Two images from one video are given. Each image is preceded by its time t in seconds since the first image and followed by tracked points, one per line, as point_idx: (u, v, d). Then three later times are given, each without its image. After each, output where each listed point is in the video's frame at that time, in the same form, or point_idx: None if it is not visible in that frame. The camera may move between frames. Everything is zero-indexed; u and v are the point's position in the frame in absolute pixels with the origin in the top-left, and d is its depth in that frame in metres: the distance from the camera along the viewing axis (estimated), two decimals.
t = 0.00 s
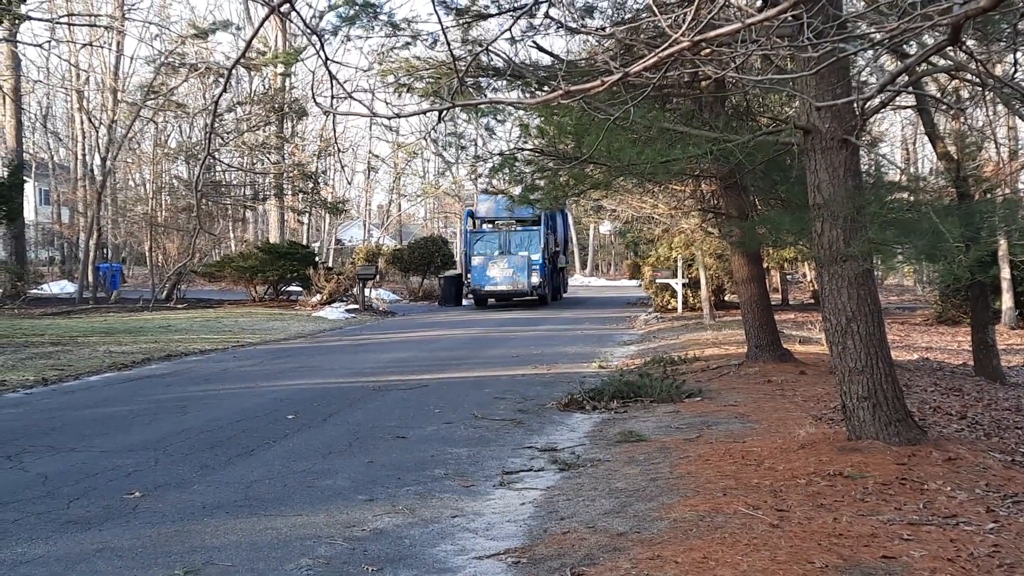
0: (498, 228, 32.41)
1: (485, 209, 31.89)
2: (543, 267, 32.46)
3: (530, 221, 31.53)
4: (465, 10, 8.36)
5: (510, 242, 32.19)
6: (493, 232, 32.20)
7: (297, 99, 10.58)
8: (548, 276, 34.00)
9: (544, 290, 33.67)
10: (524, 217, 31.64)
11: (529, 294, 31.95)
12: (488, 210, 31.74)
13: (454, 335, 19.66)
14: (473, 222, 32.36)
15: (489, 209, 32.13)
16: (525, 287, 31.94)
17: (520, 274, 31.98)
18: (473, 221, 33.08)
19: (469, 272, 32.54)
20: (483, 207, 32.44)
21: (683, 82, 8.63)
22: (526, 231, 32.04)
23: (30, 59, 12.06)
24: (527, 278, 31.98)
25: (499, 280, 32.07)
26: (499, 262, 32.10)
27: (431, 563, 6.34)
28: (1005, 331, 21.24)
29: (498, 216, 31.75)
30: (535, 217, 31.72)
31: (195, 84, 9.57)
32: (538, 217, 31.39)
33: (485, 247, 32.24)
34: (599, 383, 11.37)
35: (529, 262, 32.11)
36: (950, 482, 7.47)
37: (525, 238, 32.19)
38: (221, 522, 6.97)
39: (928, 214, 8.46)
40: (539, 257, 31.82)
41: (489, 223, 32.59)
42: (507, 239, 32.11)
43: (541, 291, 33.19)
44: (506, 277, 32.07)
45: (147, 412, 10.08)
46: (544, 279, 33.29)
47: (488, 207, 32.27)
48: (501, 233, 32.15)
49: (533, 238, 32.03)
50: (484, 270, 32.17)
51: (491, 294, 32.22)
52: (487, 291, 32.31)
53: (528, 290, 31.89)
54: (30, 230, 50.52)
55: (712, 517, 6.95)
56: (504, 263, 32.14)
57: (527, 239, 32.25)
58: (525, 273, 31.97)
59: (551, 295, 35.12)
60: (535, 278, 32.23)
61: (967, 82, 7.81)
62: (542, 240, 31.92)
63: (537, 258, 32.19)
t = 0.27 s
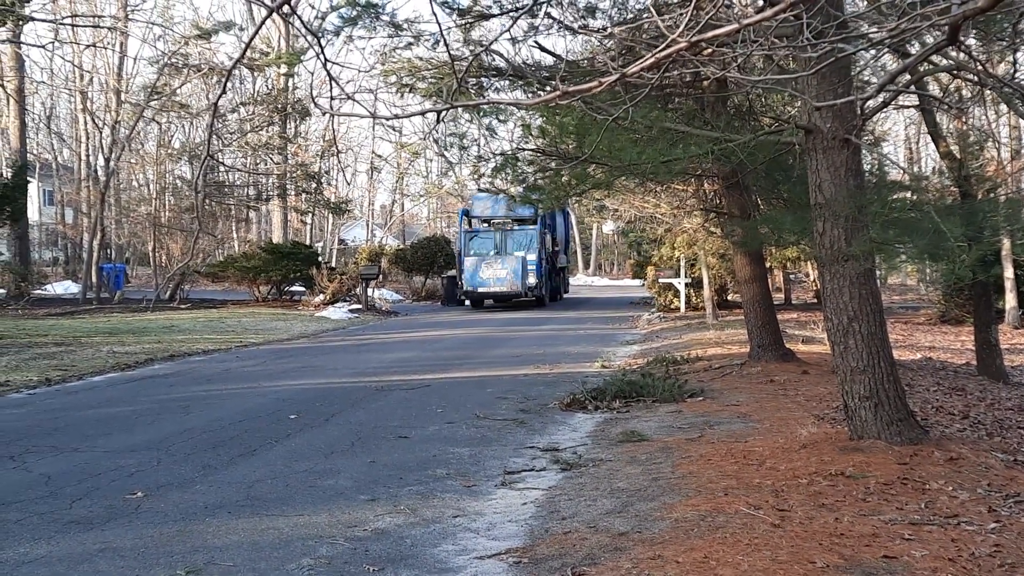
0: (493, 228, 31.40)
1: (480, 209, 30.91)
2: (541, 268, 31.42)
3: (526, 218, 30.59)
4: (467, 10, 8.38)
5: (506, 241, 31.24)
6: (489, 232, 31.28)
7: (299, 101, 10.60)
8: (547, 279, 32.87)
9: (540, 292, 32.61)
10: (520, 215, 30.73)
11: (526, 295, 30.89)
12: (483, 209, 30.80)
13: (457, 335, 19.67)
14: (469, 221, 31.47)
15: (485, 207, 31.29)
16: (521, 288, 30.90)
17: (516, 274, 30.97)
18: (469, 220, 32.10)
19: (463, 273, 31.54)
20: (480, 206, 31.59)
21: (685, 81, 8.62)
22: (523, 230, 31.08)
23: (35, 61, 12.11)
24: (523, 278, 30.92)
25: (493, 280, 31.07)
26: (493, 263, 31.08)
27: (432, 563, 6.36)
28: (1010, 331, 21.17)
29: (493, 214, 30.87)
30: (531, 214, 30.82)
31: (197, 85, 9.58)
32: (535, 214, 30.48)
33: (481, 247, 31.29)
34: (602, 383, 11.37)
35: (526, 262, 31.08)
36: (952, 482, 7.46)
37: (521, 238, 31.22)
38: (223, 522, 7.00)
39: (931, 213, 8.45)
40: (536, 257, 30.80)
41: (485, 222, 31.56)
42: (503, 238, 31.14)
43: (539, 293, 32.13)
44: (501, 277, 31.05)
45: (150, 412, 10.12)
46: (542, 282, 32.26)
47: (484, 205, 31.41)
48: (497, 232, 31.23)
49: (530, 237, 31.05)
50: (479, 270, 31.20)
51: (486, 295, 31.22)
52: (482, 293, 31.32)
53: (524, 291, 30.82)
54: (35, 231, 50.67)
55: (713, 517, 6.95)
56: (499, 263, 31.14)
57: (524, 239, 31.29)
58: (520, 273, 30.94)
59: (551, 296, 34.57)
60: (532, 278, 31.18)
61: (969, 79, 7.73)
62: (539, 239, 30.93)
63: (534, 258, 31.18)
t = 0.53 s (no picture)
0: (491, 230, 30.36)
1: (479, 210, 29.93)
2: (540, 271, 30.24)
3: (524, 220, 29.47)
4: (471, 14, 8.39)
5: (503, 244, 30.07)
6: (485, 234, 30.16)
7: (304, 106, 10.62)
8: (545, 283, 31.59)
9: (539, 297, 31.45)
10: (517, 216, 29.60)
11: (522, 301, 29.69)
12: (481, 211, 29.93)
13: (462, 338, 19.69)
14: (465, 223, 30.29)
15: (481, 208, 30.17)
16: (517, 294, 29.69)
17: (511, 278, 29.84)
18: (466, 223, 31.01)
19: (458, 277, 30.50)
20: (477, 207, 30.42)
21: (689, 85, 8.62)
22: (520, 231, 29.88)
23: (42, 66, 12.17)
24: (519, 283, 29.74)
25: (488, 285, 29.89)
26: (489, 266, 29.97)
27: (437, 566, 6.36)
28: (1015, 335, 21.11)
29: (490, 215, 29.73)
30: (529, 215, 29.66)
31: (202, 90, 9.60)
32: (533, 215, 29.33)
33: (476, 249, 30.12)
34: (606, 386, 11.36)
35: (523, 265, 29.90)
36: (957, 486, 7.44)
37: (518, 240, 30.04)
38: (228, 526, 7.01)
39: (936, 216, 8.42)
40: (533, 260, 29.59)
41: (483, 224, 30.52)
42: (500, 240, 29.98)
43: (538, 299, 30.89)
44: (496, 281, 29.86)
45: (155, 415, 10.14)
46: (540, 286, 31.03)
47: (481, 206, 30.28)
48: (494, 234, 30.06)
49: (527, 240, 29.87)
50: (473, 274, 29.99)
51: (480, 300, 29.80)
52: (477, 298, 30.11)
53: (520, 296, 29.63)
54: (42, 235, 50.86)
55: (718, 521, 6.95)
56: (495, 267, 29.97)
57: (521, 241, 30.13)
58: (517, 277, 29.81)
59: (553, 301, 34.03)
60: (530, 282, 29.98)
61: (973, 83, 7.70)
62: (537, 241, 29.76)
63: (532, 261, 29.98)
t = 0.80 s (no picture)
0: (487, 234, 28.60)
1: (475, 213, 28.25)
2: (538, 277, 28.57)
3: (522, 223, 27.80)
4: (475, 19, 8.38)
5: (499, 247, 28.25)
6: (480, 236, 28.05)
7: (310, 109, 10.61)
8: (542, 289, 29.88)
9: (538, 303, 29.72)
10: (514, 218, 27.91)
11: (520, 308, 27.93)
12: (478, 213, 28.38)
13: (464, 344, 19.65)
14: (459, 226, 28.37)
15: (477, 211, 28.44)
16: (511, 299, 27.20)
17: (506, 284, 27.65)
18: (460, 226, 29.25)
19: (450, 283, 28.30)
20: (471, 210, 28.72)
21: (694, 90, 8.63)
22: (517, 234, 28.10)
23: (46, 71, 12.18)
24: (516, 289, 27.90)
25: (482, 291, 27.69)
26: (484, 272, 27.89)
27: (441, 573, 6.33)
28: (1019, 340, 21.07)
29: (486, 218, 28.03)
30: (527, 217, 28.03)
31: (208, 94, 9.60)
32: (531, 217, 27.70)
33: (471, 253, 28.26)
34: (610, 392, 11.33)
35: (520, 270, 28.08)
36: (963, 492, 7.42)
37: (515, 243, 28.27)
38: (232, 531, 6.97)
39: (941, 222, 8.41)
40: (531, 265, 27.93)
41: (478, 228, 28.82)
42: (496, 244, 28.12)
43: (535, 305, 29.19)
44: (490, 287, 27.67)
45: (159, 420, 10.11)
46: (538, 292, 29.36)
47: (476, 208, 28.59)
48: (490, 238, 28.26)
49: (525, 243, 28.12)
50: (466, 279, 27.90)
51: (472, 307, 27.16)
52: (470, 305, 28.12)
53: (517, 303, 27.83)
54: (46, 240, 50.92)
55: (723, 527, 6.92)
56: (489, 272, 27.81)
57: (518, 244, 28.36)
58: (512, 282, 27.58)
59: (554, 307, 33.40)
60: (527, 289, 28.20)
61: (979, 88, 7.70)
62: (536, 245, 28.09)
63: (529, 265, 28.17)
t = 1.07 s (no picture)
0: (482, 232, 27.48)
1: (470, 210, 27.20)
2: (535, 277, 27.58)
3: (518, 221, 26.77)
4: (481, 17, 8.37)
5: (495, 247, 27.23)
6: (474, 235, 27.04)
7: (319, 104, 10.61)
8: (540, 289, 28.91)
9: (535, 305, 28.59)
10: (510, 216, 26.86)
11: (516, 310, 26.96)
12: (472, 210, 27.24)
13: (468, 346, 19.61)
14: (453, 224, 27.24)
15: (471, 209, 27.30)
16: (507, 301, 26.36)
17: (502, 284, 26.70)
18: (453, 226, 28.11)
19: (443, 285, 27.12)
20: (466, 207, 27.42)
21: (699, 89, 8.64)
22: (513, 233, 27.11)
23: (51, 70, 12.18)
24: (512, 291, 26.98)
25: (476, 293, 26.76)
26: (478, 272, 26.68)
27: (448, 572, 6.30)
28: None
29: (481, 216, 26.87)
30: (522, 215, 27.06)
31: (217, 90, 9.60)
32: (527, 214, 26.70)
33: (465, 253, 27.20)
34: (615, 392, 11.31)
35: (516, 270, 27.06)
36: (971, 492, 7.39)
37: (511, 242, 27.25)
38: (238, 531, 6.94)
39: (947, 221, 8.40)
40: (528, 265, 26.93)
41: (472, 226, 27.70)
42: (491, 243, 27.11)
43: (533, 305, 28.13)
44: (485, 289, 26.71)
45: (163, 420, 10.08)
46: (536, 291, 28.31)
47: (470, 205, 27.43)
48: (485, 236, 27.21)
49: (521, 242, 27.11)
50: (461, 280, 26.90)
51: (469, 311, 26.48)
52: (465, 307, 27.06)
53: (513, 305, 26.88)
54: (49, 241, 50.96)
55: (730, 526, 6.89)
56: (484, 272, 26.89)
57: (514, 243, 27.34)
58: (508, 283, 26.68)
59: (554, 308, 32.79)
60: (524, 290, 27.20)
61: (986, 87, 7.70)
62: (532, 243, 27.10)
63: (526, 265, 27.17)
